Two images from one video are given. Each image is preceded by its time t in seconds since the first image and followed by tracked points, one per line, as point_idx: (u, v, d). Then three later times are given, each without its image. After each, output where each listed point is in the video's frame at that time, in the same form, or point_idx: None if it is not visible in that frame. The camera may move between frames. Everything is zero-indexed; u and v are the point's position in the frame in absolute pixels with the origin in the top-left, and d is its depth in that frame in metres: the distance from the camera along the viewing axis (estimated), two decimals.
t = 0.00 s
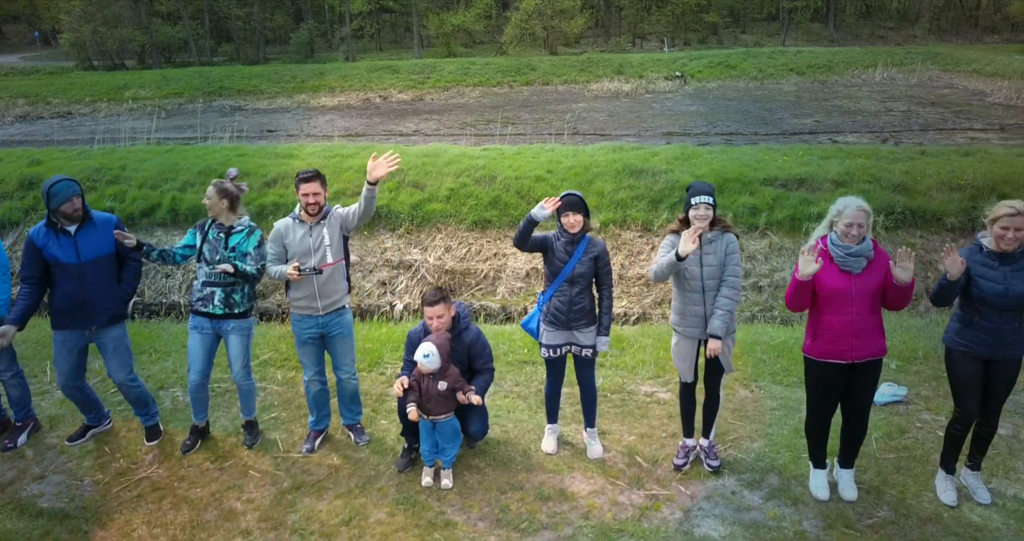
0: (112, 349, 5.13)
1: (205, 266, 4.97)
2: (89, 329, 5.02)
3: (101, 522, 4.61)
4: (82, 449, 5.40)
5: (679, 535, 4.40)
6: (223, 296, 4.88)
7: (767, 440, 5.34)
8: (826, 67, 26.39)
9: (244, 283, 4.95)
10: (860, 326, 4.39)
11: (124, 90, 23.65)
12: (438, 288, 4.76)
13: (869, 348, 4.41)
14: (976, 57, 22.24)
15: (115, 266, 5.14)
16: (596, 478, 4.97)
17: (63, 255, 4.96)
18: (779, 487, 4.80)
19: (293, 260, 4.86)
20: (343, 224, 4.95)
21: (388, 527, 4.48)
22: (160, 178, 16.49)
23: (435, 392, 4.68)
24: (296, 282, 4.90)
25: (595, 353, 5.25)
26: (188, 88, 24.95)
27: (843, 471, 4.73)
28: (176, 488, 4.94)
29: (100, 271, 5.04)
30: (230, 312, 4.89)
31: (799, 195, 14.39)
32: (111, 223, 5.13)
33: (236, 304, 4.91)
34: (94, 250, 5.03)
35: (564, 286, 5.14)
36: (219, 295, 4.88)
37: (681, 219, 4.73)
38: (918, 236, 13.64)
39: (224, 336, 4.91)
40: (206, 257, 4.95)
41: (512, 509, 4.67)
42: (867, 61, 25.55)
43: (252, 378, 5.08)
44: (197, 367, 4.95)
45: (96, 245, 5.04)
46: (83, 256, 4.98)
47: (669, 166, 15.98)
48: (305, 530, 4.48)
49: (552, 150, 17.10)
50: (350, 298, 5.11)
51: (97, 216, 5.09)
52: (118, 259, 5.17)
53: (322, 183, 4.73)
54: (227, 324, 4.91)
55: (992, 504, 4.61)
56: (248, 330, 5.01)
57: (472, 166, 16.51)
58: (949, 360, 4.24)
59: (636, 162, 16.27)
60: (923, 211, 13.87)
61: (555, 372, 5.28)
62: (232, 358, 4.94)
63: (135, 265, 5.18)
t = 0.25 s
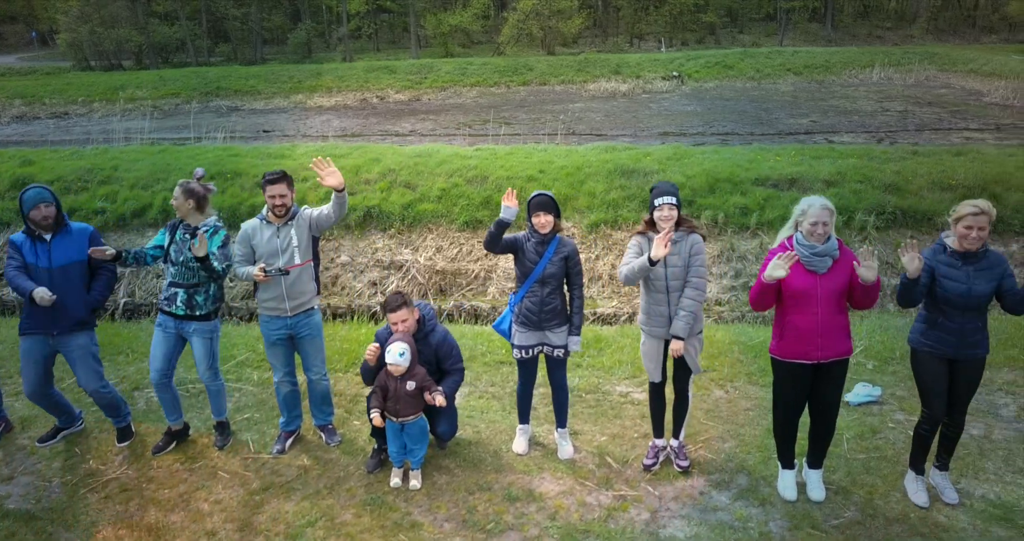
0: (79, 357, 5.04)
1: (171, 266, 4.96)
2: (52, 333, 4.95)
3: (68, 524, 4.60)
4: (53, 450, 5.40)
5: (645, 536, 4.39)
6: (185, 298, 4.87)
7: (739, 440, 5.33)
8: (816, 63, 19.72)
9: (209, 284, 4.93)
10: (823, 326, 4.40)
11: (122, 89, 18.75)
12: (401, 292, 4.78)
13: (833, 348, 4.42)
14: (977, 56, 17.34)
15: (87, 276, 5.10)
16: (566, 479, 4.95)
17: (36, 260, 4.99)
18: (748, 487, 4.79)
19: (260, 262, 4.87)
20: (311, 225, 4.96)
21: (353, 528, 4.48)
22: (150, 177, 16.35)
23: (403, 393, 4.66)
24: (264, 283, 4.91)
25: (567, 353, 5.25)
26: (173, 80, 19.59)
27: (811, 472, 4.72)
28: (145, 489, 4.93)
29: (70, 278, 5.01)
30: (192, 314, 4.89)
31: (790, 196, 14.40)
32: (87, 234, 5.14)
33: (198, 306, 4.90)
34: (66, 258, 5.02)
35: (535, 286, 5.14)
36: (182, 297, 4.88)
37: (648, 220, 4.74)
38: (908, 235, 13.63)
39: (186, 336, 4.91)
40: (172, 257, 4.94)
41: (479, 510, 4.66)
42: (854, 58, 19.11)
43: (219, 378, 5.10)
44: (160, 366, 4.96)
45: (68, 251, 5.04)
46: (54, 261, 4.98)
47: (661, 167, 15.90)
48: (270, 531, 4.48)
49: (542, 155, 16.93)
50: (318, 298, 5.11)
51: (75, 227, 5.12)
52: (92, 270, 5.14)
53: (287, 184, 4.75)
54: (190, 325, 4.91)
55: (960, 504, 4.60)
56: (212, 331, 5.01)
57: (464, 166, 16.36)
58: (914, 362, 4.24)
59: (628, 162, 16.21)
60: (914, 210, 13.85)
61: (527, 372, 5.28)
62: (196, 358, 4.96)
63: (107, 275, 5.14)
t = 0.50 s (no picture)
0: (40, 351, 5.05)
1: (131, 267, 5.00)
2: (11, 324, 4.97)
3: (33, 525, 4.62)
4: (23, 451, 5.42)
5: (607, 537, 4.40)
6: (143, 299, 4.86)
7: (708, 441, 5.34)
8: (812, 64, 17.23)
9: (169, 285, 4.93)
10: (785, 327, 4.40)
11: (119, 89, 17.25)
12: (368, 291, 4.81)
13: (796, 349, 4.42)
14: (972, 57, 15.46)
15: (51, 268, 5.01)
16: (533, 480, 4.95)
17: (3, 244, 4.96)
18: (714, 488, 4.80)
19: (227, 263, 4.91)
20: (278, 226, 4.98)
21: (317, 529, 4.48)
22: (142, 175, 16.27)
23: (365, 393, 4.71)
24: (230, 283, 4.94)
25: (537, 354, 5.22)
26: (171, 82, 17.99)
27: (777, 472, 4.72)
28: (112, 490, 4.94)
29: (32, 270, 4.95)
30: (151, 314, 4.89)
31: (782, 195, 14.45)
32: (56, 224, 5.02)
33: (157, 307, 4.88)
34: (29, 248, 4.95)
35: (504, 287, 5.10)
36: (140, 298, 4.87)
37: (611, 222, 4.82)
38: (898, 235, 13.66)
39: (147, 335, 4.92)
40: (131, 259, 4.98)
41: (444, 511, 4.66)
42: (852, 56, 16.81)
43: (187, 377, 5.14)
44: (124, 365, 4.99)
45: (31, 242, 4.95)
46: (17, 251, 4.94)
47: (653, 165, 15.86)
48: (234, 532, 4.48)
49: (536, 156, 16.59)
50: (286, 299, 5.13)
51: (44, 215, 5.01)
52: (59, 262, 5.03)
53: (251, 187, 4.77)
54: (149, 325, 4.91)
55: (925, 505, 4.61)
56: (174, 331, 5.02)
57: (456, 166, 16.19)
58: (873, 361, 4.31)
59: (620, 161, 16.20)
60: (904, 210, 13.89)
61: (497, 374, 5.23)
62: (160, 358, 4.99)
63: (70, 270, 5.01)
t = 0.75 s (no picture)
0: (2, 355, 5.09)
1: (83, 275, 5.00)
2: None
3: None
4: None
5: None
6: (101, 304, 4.90)
7: (675, 447, 5.34)
8: (810, 62, 14.66)
9: (126, 290, 4.96)
10: (747, 334, 4.39)
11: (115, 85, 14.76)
12: (338, 297, 4.80)
13: (757, 356, 4.42)
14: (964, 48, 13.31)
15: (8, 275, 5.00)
16: (498, 487, 4.95)
17: None
18: (678, 494, 4.80)
19: (190, 269, 4.92)
20: (242, 233, 4.99)
21: (278, 536, 4.48)
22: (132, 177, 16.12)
23: (328, 399, 4.72)
24: (194, 290, 4.94)
25: (505, 360, 5.14)
26: (168, 81, 15.22)
27: (741, 479, 4.72)
28: (76, 497, 4.93)
29: None
30: (110, 319, 4.93)
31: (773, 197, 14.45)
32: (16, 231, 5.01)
33: (115, 311, 4.92)
34: None
35: (471, 293, 5.02)
36: (97, 304, 4.91)
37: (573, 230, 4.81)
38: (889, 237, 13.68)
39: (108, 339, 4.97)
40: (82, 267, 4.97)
41: (406, 518, 4.65)
42: (850, 55, 14.30)
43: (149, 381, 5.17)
44: (89, 368, 5.08)
45: None
46: None
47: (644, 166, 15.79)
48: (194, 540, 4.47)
49: (529, 156, 15.33)
50: (253, 306, 5.12)
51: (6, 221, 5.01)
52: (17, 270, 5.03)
53: (213, 193, 4.80)
54: (109, 329, 4.96)
55: (887, 511, 4.61)
56: (134, 335, 5.06)
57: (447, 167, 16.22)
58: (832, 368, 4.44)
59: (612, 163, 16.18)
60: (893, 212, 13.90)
61: (463, 380, 5.17)
62: (122, 362, 5.03)
63: (26, 280, 4.99)
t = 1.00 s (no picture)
0: None
1: (38, 278, 4.96)
2: None
3: None
4: None
5: None
6: (62, 305, 4.89)
7: (641, 447, 5.31)
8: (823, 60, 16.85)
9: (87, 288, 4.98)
10: (710, 335, 4.37)
11: (112, 90, 20.80)
12: (305, 300, 4.78)
13: (718, 357, 4.39)
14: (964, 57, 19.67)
15: None
16: (460, 487, 4.92)
17: None
18: (640, 495, 4.76)
19: (151, 269, 4.88)
20: (203, 232, 4.96)
21: (235, 538, 4.45)
22: (123, 178, 16.19)
23: (289, 400, 4.66)
24: (155, 290, 4.89)
25: (470, 360, 5.04)
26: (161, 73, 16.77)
27: (704, 480, 4.69)
28: (36, 498, 4.89)
29: None
30: (72, 317, 4.94)
31: (762, 197, 14.45)
32: None
33: (77, 309, 4.94)
34: None
35: (435, 293, 4.90)
36: (58, 304, 4.90)
37: (535, 230, 4.73)
38: (877, 237, 13.66)
39: (70, 340, 4.97)
40: (38, 270, 4.95)
41: (366, 519, 4.62)
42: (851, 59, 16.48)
43: (110, 382, 5.14)
44: (51, 370, 5.06)
45: None
46: None
47: (632, 167, 15.89)
48: None
49: (519, 161, 16.79)
50: (214, 305, 5.10)
51: None
52: None
53: (174, 192, 4.77)
54: (71, 328, 4.96)
55: (850, 512, 4.58)
56: (94, 333, 5.08)
57: (436, 168, 16.40)
58: (794, 370, 4.49)
59: (601, 163, 16.22)
60: (882, 212, 13.87)
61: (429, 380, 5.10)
62: (83, 362, 5.00)
63: None
